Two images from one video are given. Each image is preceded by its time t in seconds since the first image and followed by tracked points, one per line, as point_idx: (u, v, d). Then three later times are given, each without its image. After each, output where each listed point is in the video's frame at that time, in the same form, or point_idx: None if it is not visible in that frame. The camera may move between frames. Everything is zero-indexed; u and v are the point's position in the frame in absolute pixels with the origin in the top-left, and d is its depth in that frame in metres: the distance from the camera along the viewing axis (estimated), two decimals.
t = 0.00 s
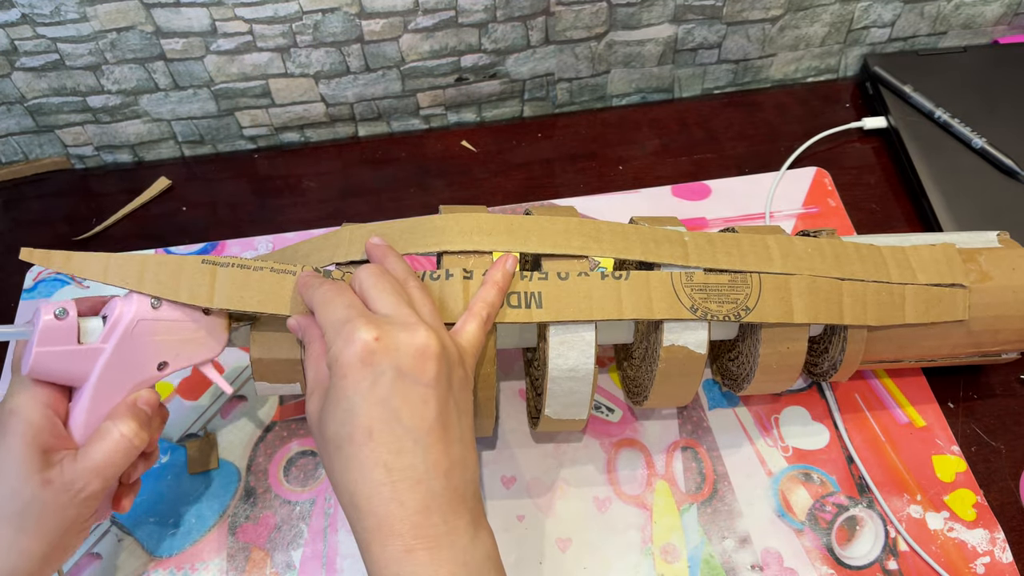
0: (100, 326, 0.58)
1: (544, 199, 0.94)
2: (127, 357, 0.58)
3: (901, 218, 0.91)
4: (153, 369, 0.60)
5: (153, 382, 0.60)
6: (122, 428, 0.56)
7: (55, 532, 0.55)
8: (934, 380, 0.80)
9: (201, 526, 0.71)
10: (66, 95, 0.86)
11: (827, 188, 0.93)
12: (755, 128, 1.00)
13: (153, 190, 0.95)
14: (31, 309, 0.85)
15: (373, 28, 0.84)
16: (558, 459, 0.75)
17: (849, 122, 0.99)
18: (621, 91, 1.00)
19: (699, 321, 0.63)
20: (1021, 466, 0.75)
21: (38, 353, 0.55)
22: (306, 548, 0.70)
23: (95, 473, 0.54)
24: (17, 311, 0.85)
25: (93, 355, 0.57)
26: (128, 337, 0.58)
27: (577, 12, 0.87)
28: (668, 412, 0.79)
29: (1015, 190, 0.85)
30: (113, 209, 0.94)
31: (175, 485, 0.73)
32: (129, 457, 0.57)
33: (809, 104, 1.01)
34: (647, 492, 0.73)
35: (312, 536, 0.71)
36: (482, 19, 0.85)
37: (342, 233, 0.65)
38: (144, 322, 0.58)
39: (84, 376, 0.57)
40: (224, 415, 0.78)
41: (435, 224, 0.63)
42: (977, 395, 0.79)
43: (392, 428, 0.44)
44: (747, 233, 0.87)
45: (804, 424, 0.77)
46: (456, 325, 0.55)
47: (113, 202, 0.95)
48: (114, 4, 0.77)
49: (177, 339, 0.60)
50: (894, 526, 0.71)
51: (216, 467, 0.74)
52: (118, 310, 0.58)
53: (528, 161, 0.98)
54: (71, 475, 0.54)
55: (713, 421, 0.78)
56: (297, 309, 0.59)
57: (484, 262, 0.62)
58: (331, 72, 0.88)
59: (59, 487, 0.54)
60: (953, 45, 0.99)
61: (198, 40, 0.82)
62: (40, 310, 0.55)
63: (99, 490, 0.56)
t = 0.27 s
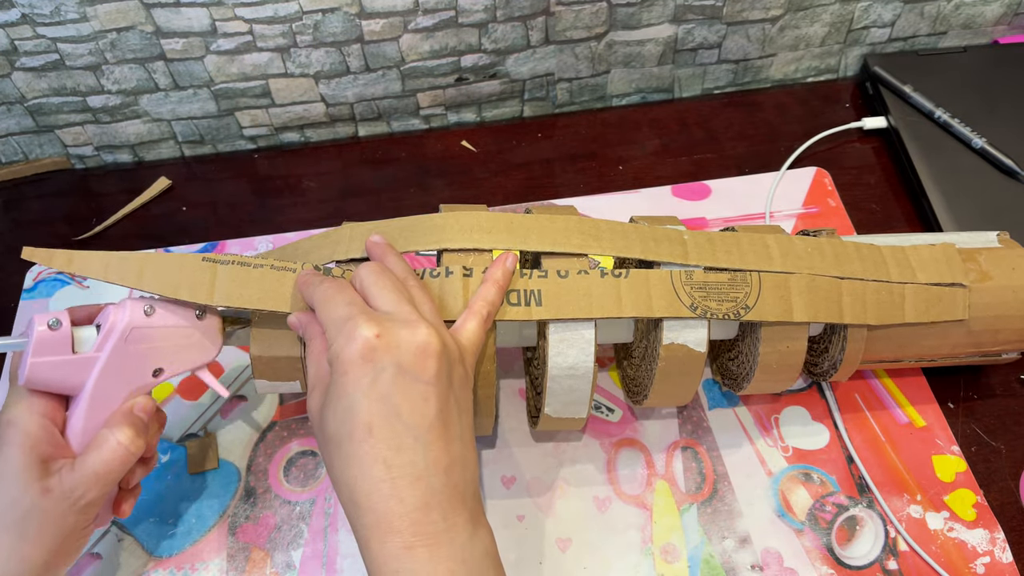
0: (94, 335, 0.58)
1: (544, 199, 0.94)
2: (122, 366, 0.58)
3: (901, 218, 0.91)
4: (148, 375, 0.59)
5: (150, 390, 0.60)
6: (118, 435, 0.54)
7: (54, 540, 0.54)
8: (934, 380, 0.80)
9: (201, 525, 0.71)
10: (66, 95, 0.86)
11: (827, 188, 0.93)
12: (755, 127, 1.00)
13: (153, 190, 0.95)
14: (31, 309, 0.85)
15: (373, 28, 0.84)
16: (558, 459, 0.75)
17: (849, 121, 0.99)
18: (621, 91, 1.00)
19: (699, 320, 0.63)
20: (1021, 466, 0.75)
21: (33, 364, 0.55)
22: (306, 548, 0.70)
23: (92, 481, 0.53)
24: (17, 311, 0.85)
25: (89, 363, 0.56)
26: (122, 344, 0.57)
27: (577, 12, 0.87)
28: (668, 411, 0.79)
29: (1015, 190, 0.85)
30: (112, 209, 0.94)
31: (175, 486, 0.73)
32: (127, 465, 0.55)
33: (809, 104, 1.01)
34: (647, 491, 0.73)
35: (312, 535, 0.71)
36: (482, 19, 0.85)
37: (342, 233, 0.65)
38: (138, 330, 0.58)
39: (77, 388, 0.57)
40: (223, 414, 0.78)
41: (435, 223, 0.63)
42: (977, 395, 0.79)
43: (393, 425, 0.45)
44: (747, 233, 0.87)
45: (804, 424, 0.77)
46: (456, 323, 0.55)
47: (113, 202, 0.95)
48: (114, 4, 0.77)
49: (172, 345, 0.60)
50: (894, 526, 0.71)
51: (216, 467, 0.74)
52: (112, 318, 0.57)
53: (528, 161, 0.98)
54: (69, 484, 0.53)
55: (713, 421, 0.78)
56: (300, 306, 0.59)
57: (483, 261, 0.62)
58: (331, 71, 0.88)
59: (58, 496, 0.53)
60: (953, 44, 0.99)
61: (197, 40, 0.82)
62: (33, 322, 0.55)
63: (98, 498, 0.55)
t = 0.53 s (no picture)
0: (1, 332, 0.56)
1: (544, 199, 0.94)
2: (35, 360, 0.57)
3: (901, 218, 0.91)
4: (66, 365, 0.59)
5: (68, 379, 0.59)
6: (28, 424, 0.55)
7: None
8: (934, 381, 0.80)
9: (201, 525, 0.71)
10: (66, 95, 0.86)
11: (827, 188, 0.93)
12: (755, 128, 1.00)
13: (153, 190, 0.95)
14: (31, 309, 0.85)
15: (373, 28, 0.84)
16: (558, 459, 0.75)
17: (849, 122, 0.99)
18: (621, 91, 1.00)
19: (699, 321, 0.63)
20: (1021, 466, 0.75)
21: None
22: (306, 548, 0.70)
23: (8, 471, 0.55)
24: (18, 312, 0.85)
25: None
26: (33, 337, 0.56)
27: (577, 12, 0.87)
28: (668, 412, 0.79)
29: (1015, 190, 0.85)
30: (113, 209, 0.94)
31: (175, 485, 0.73)
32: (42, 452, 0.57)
33: (809, 104, 1.01)
34: (647, 491, 0.73)
35: (312, 535, 0.71)
36: (482, 19, 0.85)
37: (343, 234, 0.65)
38: (48, 323, 0.57)
39: None
40: (224, 414, 0.78)
41: (435, 225, 0.63)
42: (977, 395, 0.79)
43: (393, 431, 0.44)
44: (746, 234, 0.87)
45: (805, 424, 0.77)
46: (457, 327, 0.55)
47: (113, 202, 0.95)
48: (114, 4, 0.77)
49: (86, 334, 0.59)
50: (894, 526, 0.71)
51: (217, 467, 0.74)
52: (18, 314, 0.56)
53: (528, 161, 0.98)
54: None
55: (713, 422, 0.78)
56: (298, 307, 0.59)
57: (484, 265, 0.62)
58: (331, 72, 0.89)
59: None
60: (953, 45, 0.99)
61: (198, 40, 0.82)
62: None
63: (19, 487, 0.56)
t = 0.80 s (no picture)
0: (23, 339, 0.57)
1: (544, 199, 0.94)
2: (56, 369, 0.57)
3: (901, 218, 0.91)
4: (84, 373, 0.59)
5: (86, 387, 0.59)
6: (53, 428, 0.54)
7: None
8: (934, 381, 0.80)
9: (201, 525, 0.71)
10: (66, 95, 0.86)
11: (827, 188, 0.93)
12: (755, 128, 1.00)
13: (153, 190, 0.95)
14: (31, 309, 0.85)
15: (373, 28, 0.84)
16: (558, 459, 0.75)
17: (849, 122, 0.99)
18: (621, 91, 1.00)
19: (699, 321, 0.63)
20: (1021, 466, 0.75)
21: None
22: (306, 548, 0.70)
23: (32, 475, 0.54)
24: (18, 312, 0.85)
25: (19, 364, 0.55)
26: (54, 346, 0.56)
27: (577, 12, 0.87)
28: (668, 412, 0.79)
29: (1015, 190, 0.85)
30: (113, 209, 0.94)
31: (175, 486, 0.73)
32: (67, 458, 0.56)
33: (808, 104, 1.01)
34: (647, 491, 0.73)
35: (312, 535, 0.71)
36: (482, 19, 0.85)
37: (343, 234, 0.65)
38: (68, 331, 0.57)
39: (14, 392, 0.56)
40: (224, 414, 0.78)
41: (435, 225, 0.63)
42: (977, 395, 0.79)
43: (393, 429, 0.44)
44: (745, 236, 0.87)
45: (805, 424, 0.77)
46: (457, 326, 0.55)
47: (113, 202, 0.95)
48: (114, 4, 0.77)
49: (106, 342, 0.59)
50: (894, 526, 0.71)
51: (217, 467, 0.74)
52: (40, 321, 0.56)
53: (528, 161, 0.98)
54: (10, 483, 0.53)
55: (713, 421, 0.78)
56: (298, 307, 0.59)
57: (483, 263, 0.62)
58: (331, 72, 0.88)
59: None
60: (953, 45, 0.99)
61: (198, 40, 0.82)
62: None
63: (42, 492, 0.55)
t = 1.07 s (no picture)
0: (15, 350, 0.57)
1: (544, 199, 0.94)
2: (47, 378, 0.57)
3: (901, 218, 0.91)
4: (76, 382, 0.59)
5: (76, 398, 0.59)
6: (45, 441, 0.54)
7: None
8: (934, 381, 0.80)
9: (201, 525, 0.71)
10: (66, 95, 0.86)
11: (827, 188, 0.93)
12: (755, 128, 1.00)
13: (153, 190, 0.95)
14: (31, 309, 0.85)
15: (373, 28, 0.84)
16: (557, 458, 0.75)
17: (848, 122, 0.99)
18: (621, 91, 1.00)
19: (699, 321, 0.63)
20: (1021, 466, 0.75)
21: None
22: (306, 548, 0.70)
23: (25, 487, 0.54)
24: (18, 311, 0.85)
25: (11, 374, 0.55)
26: (46, 355, 0.57)
27: (577, 12, 0.87)
28: (668, 412, 0.79)
29: (1015, 190, 0.85)
30: (113, 209, 0.94)
31: (175, 486, 0.73)
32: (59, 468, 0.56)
33: (808, 104, 1.01)
34: (647, 491, 0.73)
35: (312, 535, 0.71)
36: (482, 19, 0.85)
37: (343, 234, 0.65)
38: (59, 340, 0.57)
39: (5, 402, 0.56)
40: (224, 413, 0.78)
41: (435, 225, 0.63)
42: (977, 395, 0.79)
43: (392, 429, 0.44)
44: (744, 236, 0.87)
45: (805, 424, 0.77)
46: (457, 325, 0.55)
47: (113, 202, 0.95)
48: (114, 4, 0.77)
49: (95, 352, 0.60)
50: (894, 526, 0.71)
51: (217, 467, 0.74)
52: (30, 331, 0.56)
53: (528, 161, 0.98)
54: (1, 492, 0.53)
55: (713, 421, 0.78)
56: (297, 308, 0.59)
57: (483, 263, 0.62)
58: (331, 71, 0.89)
59: None
60: (953, 45, 0.99)
61: (198, 40, 0.82)
62: None
63: (33, 503, 0.55)
